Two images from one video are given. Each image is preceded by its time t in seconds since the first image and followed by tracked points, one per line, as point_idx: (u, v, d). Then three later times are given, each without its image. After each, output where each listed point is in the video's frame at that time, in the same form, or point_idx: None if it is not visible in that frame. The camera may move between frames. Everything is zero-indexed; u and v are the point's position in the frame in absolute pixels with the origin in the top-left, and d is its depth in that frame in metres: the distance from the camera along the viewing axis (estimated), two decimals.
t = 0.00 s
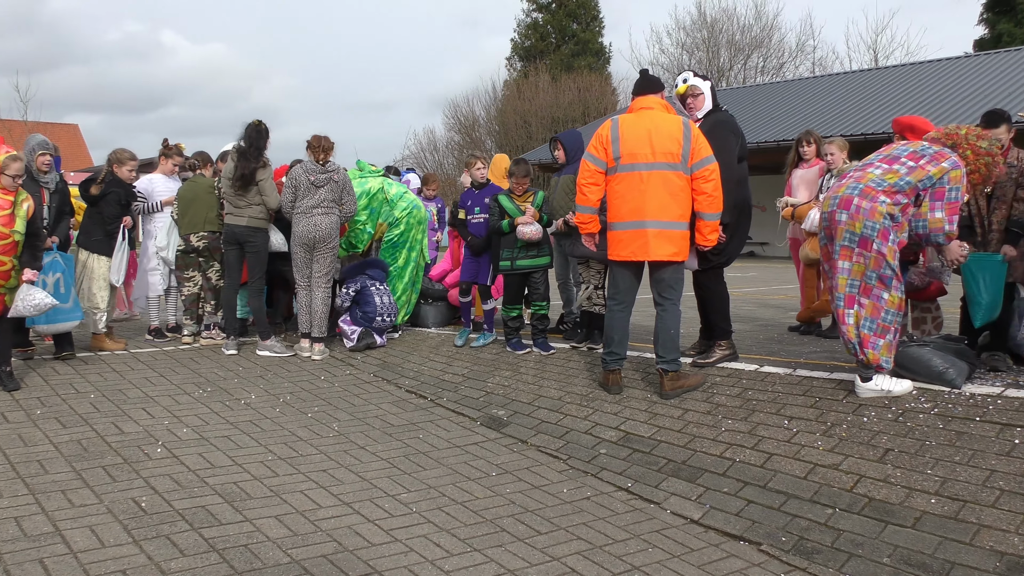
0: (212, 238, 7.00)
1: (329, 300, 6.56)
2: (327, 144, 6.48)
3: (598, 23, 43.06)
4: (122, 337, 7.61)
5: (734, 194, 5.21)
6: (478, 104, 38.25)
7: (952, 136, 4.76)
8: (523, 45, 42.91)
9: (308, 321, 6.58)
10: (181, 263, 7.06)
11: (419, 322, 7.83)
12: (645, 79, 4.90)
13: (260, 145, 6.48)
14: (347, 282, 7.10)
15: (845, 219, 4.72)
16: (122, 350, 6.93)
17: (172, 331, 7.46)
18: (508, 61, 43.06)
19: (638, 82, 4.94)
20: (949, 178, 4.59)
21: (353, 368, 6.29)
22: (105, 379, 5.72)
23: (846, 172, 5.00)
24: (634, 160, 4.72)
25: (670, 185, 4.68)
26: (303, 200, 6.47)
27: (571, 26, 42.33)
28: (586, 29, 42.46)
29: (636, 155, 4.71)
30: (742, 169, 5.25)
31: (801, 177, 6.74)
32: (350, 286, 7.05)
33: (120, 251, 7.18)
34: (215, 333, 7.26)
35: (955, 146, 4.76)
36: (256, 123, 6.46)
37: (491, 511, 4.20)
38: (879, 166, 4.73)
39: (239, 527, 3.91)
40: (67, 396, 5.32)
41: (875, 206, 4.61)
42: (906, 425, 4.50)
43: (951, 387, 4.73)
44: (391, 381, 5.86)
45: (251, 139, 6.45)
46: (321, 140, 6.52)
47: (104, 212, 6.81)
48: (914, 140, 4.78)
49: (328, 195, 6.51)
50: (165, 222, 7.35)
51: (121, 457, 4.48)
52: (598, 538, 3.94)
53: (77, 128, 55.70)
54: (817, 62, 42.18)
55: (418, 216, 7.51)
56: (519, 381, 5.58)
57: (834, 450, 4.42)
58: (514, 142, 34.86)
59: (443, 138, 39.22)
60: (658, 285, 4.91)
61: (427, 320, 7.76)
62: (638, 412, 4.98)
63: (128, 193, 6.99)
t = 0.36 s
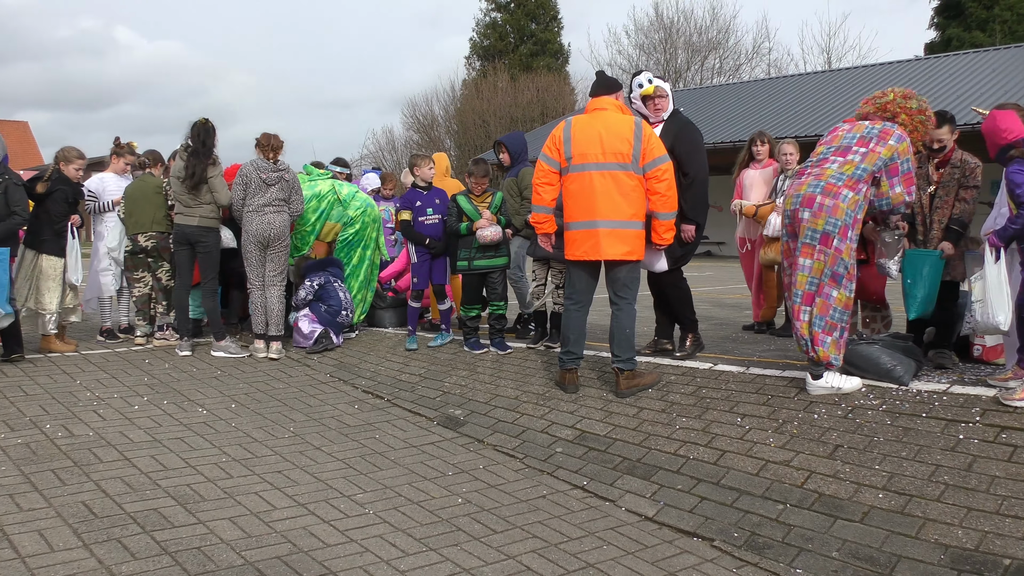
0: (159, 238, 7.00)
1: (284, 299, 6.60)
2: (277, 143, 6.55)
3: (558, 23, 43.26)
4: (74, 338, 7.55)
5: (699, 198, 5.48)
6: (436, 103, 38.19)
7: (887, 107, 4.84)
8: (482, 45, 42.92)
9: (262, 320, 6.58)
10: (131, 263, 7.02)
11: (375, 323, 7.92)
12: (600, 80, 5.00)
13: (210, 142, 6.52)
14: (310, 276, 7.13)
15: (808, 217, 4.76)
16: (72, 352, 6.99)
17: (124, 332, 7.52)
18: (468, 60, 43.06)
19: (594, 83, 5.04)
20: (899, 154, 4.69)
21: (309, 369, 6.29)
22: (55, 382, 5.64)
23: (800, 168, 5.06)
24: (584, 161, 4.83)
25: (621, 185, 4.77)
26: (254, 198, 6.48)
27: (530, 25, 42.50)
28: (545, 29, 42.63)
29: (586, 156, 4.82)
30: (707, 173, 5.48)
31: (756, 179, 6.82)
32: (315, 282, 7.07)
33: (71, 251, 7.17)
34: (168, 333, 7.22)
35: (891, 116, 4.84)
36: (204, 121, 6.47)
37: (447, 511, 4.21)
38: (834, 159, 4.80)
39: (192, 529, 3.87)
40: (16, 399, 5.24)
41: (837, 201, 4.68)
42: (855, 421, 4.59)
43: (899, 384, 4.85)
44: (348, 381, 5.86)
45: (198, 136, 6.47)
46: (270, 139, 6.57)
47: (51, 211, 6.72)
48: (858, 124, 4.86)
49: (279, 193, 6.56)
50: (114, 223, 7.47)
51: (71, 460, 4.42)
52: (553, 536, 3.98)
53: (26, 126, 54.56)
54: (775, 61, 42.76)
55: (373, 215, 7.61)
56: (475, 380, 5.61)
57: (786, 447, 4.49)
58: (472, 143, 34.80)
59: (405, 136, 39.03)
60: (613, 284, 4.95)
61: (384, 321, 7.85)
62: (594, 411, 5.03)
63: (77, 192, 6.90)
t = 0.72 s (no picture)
0: (94, 239, 7.00)
1: (236, 299, 6.69)
2: (225, 142, 6.59)
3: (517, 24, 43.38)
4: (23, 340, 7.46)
5: (670, 199, 5.60)
6: (394, 102, 38.09)
7: (832, 108, 4.89)
8: (441, 45, 42.88)
9: (214, 320, 6.63)
10: (73, 266, 7.01)
11: (332, 323, 8.02)
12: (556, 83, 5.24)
13: (152, 140, 6.47)
14: (267, 274, 7.13)
15: (765, 216, 4.81)
16: (21, 353, 6.86)
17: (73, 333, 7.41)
18: (427, 60, 43.03)
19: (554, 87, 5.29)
20: (851, 155, 4.81)
21: (265, 369, 6.30)
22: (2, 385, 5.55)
23: (754, 167, 5.09)
24: (524, 162, 5.09)
25: (552, 184, 4.97)
26: (205, 199, 6.50)
27: (488, 25, 42.59)
28: (504, 29, 42.73)
29: (525, 157, 5.08)
30: (675, 176, 5.63)
31: (706, 178, 6.88)
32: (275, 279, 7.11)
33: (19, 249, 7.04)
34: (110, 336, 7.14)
35: (837, 116, 4.89)
36: (147, 119, 6.47)
37: (402, 511, 4.21)
38: (789, 158, 4.85)
39: (143, 533, 3.83)
40: None
41: (794, 201, 4.74)
42: (806, 418, 4.67)
43: (848, 381, 4.94)
44: (304, 382, 5.87)
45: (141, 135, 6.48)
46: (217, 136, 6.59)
47: None
48: (810, 123, 4.91)
49: (229, 193, 6.60)
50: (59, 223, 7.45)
51: (18, 464, 4.36)
52: (508, 535, 4.00)
53: None
54: (735, 62, 43.29)
55: (326, 214, 7.77)
56: (432, 380, 5.65)
57: (738, 444, 4.56)
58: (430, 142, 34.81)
59: (365, 135, 38.89)
60: (567, 285, 5.04)
61: (340, 321, 7.96)
62: (550, 410, 5.09)
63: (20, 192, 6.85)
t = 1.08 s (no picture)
0: (28, 240, 6.88)
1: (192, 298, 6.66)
2: (171, 139, 6.54)
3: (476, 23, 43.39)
4: None
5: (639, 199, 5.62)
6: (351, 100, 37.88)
7: (780, 110, 5.00)
8: (398, 43, 42.69)
9: (169, 321, 6.61)
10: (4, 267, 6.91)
11: (287, 324, 8.02)
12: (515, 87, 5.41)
13: (99, 138, 6.38)
14: (224, 274, 7.15)
15: (716, 215, 4.88)
16: None
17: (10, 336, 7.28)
18: (384, 58, 42.86)
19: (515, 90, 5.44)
20: (800, 155, 4.88)
21: (218, 370, 6.29)
22: None
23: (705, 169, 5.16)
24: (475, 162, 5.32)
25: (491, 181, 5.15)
26: (153, 199, 6.48)
27: (446, 24, 42.54)
28: (462, 27, 42.72)
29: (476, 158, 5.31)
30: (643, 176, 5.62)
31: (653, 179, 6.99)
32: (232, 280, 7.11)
33: None
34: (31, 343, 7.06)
35: (786, 118, 4.99)
36: (93, 116, 6.39)
37: (357, 512, 4.20)
38: (739, 159, 4.93)
39: (91, 538, 3.76)
40: None
41: (743, 201, 4.82)
42: (757, 416, 4.75)
43: (798, 379, 5.03)
44: (258, 384, 5.86)
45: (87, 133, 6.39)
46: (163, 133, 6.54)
47: None
48: (760, 126, 5.00)
49: (178, 192, 6.58)
50: None
51: None
52: (464, 535, 4.00)
53: None
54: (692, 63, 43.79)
55: (283, 214, 7.74)
56: (387, 381, 5.69)
57: (691, 442, 4.62)
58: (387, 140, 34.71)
59: (321, 133, 38.63)
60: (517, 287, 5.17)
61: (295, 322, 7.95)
62: (506, 409, 5.13)
63: None
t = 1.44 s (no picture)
0: None
1: (143, 298, 6.59)
2: (119, 136, 6.45)
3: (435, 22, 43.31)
4: None
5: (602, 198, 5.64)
6: (308, 98, 37.60)
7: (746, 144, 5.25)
8: (357, 42, 42.46)
9: (119, 322, 6.52)
10: None
11: (241, 325, 7.98)
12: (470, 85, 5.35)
13: (46, 135, 6.29)
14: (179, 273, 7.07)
15: (657, 218, 4.96)
16: None
17: None
18: (342, 57, 42.61)
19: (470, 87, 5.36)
20: (749, 188, 4.93)
21: (170, 372, 6.23)
22: None
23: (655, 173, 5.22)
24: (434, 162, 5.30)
25: (450, 181, 5.14)
26: (102, 199, 6.38)
27: (405, 23, 42.41)
28: (421, 26, 42.62)
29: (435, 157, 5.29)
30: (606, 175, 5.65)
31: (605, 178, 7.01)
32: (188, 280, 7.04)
33: None
34: None
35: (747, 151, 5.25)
36: (39, 114, 6.28)
37: (311, 514, 4.16)
38: (686, 167, 4.99)
39: (36, 544, 3.69)
40: None
41: (683, 205, 4.88)
42: (710, 413, 4.81)
43: (751, 376, 5.11)
44: (211, 386, 5.83)
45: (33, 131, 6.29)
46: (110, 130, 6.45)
47: None
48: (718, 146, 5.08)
49: (127, 191, 6.50)
50: None
51: None
52: (419, 536, 3.99)
53: None
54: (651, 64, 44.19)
55: (237, 213, 7.67)
56: (343, 381, 5.69)
57: (646, 440, 4.67)
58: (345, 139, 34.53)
59: (279, 131, 38.28)
60: (475, 287, 5.21)
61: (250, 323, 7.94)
62: (462, 409, 5.15)
63: None
